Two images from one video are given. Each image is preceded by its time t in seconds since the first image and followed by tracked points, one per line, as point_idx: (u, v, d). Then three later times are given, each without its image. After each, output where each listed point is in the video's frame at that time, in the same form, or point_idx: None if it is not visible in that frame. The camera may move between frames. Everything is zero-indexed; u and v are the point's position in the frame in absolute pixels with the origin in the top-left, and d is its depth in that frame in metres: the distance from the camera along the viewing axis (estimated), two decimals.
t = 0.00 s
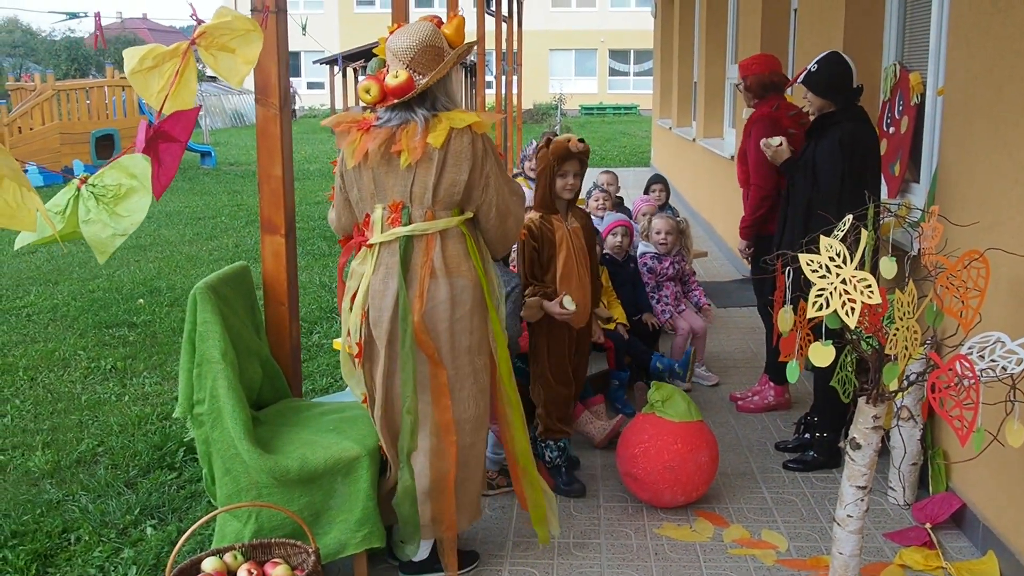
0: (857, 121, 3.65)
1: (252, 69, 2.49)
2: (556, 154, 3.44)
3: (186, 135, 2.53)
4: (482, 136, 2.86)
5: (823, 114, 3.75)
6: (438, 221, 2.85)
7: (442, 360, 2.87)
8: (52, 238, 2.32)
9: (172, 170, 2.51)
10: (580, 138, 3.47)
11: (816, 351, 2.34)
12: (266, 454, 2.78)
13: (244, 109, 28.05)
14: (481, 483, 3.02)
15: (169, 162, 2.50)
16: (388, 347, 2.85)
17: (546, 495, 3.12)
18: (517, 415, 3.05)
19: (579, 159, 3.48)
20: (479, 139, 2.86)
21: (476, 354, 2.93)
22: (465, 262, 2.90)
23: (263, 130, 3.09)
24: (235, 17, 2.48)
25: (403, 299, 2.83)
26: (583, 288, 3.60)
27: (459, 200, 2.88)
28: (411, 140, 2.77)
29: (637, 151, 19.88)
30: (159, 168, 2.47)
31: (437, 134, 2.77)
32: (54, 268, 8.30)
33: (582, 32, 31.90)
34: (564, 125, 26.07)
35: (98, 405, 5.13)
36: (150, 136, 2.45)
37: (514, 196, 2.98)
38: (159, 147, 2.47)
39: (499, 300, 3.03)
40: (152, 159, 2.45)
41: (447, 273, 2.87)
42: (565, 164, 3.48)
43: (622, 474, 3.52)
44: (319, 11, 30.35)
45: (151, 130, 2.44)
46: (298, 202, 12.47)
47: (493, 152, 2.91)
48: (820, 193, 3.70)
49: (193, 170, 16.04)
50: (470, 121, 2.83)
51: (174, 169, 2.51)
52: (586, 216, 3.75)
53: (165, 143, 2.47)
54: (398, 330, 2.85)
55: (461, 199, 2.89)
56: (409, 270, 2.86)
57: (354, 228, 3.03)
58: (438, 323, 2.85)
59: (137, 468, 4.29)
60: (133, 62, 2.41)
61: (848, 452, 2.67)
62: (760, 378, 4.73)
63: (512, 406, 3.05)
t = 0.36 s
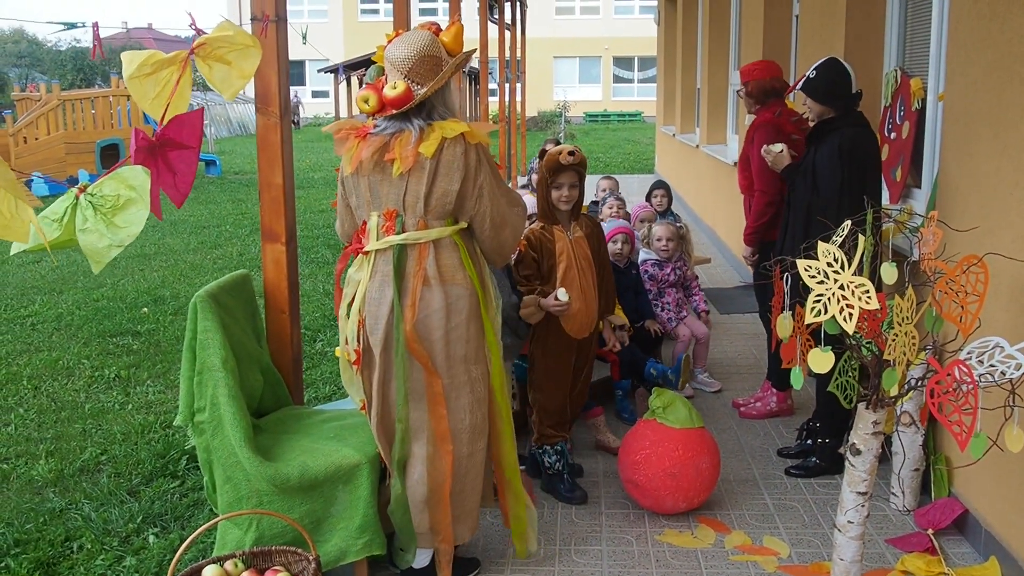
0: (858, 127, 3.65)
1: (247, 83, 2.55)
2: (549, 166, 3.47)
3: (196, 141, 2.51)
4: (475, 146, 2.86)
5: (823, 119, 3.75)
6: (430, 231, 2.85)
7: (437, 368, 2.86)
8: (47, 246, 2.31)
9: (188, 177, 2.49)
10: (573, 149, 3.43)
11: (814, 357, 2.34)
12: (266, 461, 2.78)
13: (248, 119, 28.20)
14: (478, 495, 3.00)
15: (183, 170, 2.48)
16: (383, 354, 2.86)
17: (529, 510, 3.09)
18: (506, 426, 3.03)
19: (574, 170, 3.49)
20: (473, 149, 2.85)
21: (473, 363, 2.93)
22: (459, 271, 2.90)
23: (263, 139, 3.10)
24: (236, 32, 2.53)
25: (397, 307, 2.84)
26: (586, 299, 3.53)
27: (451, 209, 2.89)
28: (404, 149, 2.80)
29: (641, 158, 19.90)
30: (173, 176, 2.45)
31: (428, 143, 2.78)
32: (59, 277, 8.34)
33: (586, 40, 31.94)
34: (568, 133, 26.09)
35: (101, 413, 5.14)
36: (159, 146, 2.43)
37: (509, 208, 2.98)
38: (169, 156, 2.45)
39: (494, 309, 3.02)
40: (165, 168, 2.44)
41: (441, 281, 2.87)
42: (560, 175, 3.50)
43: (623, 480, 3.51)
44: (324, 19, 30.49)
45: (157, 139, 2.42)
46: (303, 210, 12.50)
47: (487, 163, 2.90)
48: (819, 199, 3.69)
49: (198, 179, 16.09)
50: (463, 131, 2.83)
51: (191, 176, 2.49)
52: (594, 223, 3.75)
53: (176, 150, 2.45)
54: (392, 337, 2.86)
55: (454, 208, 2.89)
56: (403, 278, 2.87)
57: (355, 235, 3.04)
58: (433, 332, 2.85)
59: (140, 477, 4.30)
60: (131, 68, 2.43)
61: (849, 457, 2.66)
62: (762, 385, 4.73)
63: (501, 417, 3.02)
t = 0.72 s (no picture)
0: (855, 133, 3.64)
1: (238, 91, 2.58)
2: (544, 177, 3.50)
3: (191, 148, 2.49)
4: (463, 156, 2.85)
5: (822, 126, 3.74)
6: (419, 241, 2.86)
7: (426, 379, 2.86)
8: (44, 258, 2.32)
9: (186, 184, 2.47)
10: (568, 162, 3.43)
11: (803, 365, 2.32)
12: (258, 469, 2.79)
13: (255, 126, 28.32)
14: (468, 505, 3.01)
15: (180, 178, 2.46)
16: (372, 363, 2.88)
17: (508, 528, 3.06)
18: (490, 444, 3.01)
19: (569, 181, 3.50)
20: (461, 160, 2.85)
21: (463, 375, 2.93)
22: (449, 281, 2.91)
23: (257, 147, 3.11)
24: (227, 41, 2.55)
25: (386, 317, 2.84)
26: (579, 306, 3.53)
27: (440, 220, 2.89)
28: (393, 158, 2.81)
29: (647, 164, 19.90)
30: (170, 185, 2.44)
31: (416, 153, 2.79)
32: (63, 285, 8.38)
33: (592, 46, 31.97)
34: (574, 139, 26.10)
35: (101, 421, 5.16)
36: (154, 155, 2.42)
37: (501, 218, 2.98)
38: (165, 165, 2.45)
39: (484, 321, 3.02)
40: (160, 176, 2.43)
41: (430, 291, 2.88)
42: (554, 186, 3.52)
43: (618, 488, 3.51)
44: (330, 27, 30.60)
45: (151, 148, 2.42)
46: (308, 217, 12.53)
47: (477, 174, 2.90)
48: (819, 207, 3.69)
49: (204, 186, 16.16)
50: (451, 142, 2.83)
51: (189, 183, 2.47)
52: (591, 229, 3.76)
53: (172, 158, 2.45)
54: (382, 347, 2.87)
55: (442, 218, 2.90)
56: (393, 286, 2.87)
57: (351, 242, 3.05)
58: (422, 343, 2.86)
59: (138, 484, 4.32)
60: (124, 79, 2.44)
61: (840, 465, 2.66)
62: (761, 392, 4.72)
63: (488, 434, 3.00)
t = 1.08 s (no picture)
0: (840, 140, 3.64)
1: (214, 99, 2.61)
2: (526, 184, 3.53)
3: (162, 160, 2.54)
4: (447, 166, 2.86)
5: (808, 132, 3.73)
6: (399, 251, 2.87)
7: (404, 391, 2.87)
8: (15, 270, 2.33)
9: (149, 196, 2.52)
10: (550, 170, 3.47)
11: (778, 372, 2.34)
12: (237, 477, 2.79)
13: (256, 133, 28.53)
14: (449, 519, 3.00)
15: (145, 189, 2.51)
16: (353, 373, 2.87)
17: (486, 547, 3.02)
18: (469, 459, 2.99)
19: (550, 189, 3.54)
20: (443, 170, 2.86)
21: (442, 388, 2.94)
22: (428, 292, 2.92)
23: (239, 155, 3.11)
24: (202, 49, 2.56)
25: (365, 327, 2.85)
26: (559, 312, 3.58)
27: (421, 230, 2.89)
28: (376, 167, 2.81)
29: (645, 169, 19.90)
30: (134, 195, 2.48)
31: (400, 161, 2.80)
32: (57, 292, 8.39)
33: (591, 52, 32.00)
34: (574, 145, 26.11)
35: (91, 428, 5.16)
36: (121, 165, 2.48)
37: (482, 230, 2.98)
38: (132, 175, 2.49)
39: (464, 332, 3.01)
40: (125, 186, 2.47)
41: (409, 302, 2.90)
42: (536, 194, 3.55)
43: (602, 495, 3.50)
44: (330, 33, 30.65)
45: (118, 158, 2.47)
46: (304, 224, 12.54)
47: (460, 184, 2.90)
48: (807, 214, 3.66)
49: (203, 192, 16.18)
50: (434, 152, 2.84)
51: (152, 196, 2.52)
52: (572, 237, 3.77)
53: (139, 169, 2.49)
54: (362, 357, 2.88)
55: (424, 227, 2.90)
56: (372, 296, 2.89)
57: (333, 251, 3.05)
58: (401, 354, 2.87)
59: (125, 491, 4.32)
60: (98, 87, 2.47)
61: (819, 472, 2.65)
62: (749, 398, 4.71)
63: (467, 448, 2.99)
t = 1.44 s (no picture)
0: (817, 147, 3.64)
1: (187, 106, 2.61)
2: (507, 188, 3.54)
3: (131, 168, 2.56)
4: (414, 173, 2.84)
5: (786, 140, 3.73)
6: (371, 258, 2.87)
7: (377, 397, 2.86)
8: None
9: (117, 203, 2.53)
10: (533, 176, 3.47)
11: (748, 379, 2.34)
12: (211, 484, 2.77)
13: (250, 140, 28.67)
14: (422, 526, 3.00)
15: (113, 195, 2.52)
16: (328, 378, 2.88)
17: (458, 555, 3.01)
18: (443, 466, 2.97)
19: (531, 196, 3.55)
20: (411, 177, 2.83)
21: (416, 393, 2.93)
22: (400, 298, 2.91)
23: (216, 163, 3.11)
24: (172, 55, 2.57)
25: (339, 332, 2.85)
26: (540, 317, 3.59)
27: (390, 237, 2.88)
28: (346, 174, 2.82)
29: (637, 177, 19.91)
30: (101, 202, 2.49)
31: (366, 170, 2.79)
32: (46, 299, 8.36)
33: (585, 59, 32.05)
34: (567, 152, 26.11)
35: (75, 435, 5.15)
36: (90, 171, 2.49)
37: (454, 235, 2.95)
38: (100, 181, 2.51)
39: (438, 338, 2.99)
40: (92, 192, 2.48)
41: (382, 308, 2.89)
42: (516, 200, 3.56)
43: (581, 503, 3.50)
44: (324, 40, 30.67)
45: (87, 164, 2.48)
46: (296, 231, 12.53)
47: (430, 191, 2.88)
48: (784, 221, 3.67)
49: (195, 199, 16.16)
50: (399, 160, 2.82)
51: (120, 203, 2.53)
52: (549, 243, 3.79)
53: (107, 176, 2.51)
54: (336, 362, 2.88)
55: (394, 235, 2.89)
56: (346, 302, 2.89)
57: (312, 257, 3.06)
58: (374, 359, 2.86)
59: (107, 499, 4.30)
60: (69, 96, 2.50)
61: (793, 480, 2.65)
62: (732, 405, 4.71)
63: (441, 455, 2.98)
